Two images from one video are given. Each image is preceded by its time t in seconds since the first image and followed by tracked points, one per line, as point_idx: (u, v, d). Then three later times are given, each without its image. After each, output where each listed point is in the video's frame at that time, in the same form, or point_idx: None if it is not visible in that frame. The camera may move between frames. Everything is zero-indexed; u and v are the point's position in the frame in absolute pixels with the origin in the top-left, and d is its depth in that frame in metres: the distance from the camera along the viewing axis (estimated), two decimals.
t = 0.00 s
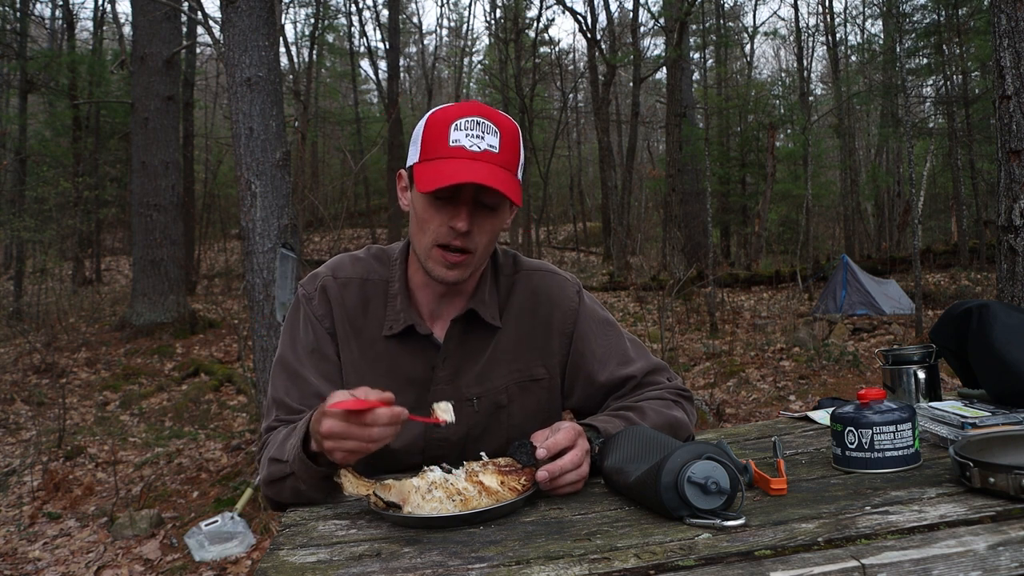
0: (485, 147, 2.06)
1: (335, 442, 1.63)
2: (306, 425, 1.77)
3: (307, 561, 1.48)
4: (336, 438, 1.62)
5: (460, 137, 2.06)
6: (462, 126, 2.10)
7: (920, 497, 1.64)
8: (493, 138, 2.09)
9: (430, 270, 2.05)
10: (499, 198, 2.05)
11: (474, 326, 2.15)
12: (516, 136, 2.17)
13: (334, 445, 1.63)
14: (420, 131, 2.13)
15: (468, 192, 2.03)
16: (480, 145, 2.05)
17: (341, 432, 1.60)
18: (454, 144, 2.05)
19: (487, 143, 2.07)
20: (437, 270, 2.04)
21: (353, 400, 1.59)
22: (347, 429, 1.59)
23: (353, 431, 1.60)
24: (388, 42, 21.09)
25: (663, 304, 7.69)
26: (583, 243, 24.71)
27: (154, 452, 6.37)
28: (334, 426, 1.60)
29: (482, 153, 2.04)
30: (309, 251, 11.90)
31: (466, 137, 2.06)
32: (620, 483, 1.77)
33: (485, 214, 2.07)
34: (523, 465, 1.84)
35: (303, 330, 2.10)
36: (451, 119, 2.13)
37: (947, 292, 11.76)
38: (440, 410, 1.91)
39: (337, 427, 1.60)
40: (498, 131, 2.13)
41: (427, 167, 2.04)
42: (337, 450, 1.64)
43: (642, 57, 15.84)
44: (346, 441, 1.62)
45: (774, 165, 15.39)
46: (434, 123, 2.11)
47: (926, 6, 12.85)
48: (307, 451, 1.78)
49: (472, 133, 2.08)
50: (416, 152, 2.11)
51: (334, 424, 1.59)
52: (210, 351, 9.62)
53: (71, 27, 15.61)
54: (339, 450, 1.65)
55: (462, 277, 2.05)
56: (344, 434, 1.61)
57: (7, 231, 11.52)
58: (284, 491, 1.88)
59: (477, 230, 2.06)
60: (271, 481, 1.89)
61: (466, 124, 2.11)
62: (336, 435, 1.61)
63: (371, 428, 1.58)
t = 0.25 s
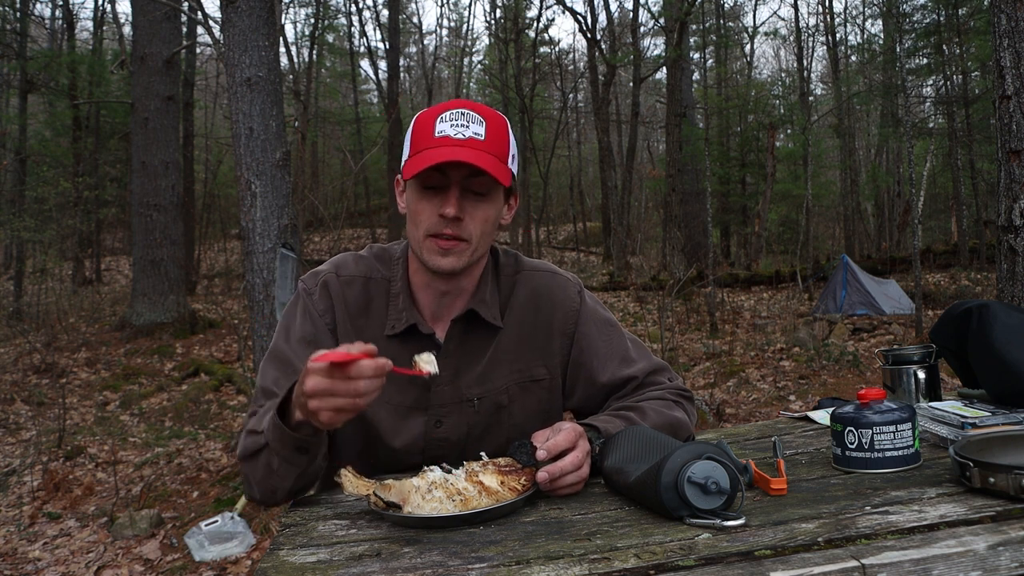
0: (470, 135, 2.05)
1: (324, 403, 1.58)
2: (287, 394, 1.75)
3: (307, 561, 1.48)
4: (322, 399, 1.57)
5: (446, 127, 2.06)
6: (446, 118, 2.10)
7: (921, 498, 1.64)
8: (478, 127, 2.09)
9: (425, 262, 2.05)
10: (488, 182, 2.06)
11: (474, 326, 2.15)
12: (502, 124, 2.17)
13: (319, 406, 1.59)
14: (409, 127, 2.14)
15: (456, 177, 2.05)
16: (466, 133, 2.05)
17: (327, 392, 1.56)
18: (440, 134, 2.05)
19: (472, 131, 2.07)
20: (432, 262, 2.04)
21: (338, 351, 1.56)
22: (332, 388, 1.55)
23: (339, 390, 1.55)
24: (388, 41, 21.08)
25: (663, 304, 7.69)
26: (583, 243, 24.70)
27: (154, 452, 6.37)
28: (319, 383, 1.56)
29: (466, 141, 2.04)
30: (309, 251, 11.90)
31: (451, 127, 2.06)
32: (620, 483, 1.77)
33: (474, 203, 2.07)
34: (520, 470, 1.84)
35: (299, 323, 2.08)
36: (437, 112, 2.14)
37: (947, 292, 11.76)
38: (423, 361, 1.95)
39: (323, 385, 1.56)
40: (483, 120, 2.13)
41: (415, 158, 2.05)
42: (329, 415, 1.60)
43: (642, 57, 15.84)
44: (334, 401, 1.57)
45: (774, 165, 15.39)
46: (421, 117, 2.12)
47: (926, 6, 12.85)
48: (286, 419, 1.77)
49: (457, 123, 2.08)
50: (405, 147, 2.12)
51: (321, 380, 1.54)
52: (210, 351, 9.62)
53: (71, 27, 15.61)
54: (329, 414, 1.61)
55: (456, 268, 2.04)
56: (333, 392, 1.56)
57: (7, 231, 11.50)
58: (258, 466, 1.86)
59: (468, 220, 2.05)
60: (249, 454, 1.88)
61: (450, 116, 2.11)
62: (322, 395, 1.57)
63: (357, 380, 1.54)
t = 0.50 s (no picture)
0: (469, 138, 2.04)
1: (325, 374, 1.56)
2: (282, 370, 1.74)
3: (307, 561, 1.48)
4: (321, 370, 1.56)
5: (444, 130, 2.05)
6: (446, 120, 2.09)
7: (921, 497, 1.64)
8: (477, 129, 2.08)
9: (424, 264, 2.04)
10: (488, 187, 2.05)
11: (475, 329, 2.15)
12: (502, 126, 2.16)
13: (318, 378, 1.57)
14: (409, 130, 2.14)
15: (455, 181, 2.04)
16: (464, 136, 2.04)
17: (326, 364, 1.54)
18: (439, 137, 2.04)
19: (471, 134, 2.06)
20: (431, 263, 2.04)
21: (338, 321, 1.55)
22: (332, 360, 1.53)
23: (338, 362, 1.54)
24: (388, 41, 21.08)
25: (663, 304, 7.69)
26: (583, 243, 24.70)
27: (154, 452, 6.37)
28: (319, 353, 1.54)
29: (465, 144, 2.03)
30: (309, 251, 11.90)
31: (450, 130, 2.05)
32: (620, 483, 1.77)
33: (474, 205, 2.06)
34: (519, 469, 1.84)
35: (297, 321, 2.06)
36: (436, 114, 2.13)
37: (947, 292, 11.76)
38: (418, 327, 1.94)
39: (323, 356, 1.54)
40: (483, 122, 2.12)
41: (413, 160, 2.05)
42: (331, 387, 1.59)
43: (642, 57, 15.83)
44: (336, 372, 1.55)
45: (774, 165, 15.39)
46: (420, 121, 2.11)
47: (926, 6, 12.84)
48: (279, 395, 1.76)
49: (455, 126, 2.07)
50: (405, 150, 2.11)
51: (321, 350, 1.52)
52: (210, 351, 9.62)
53: (71, 27, 15.60)
54: (330, 386, 1.59)
55: (455, 269, 2.04)
56: (333, 363, 1.54)
57: (7, 231, 11.50)
58: (248, 446, 1.85)
59: (467, 222, 2.05)
60: (239, 433, 1.88)
61: (450, 117, 2.10)
62: (321, 367, 1.55)
63: (357, 350, 1.53)
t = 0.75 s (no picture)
0: (474, 139, 2.05)
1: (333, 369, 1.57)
2: (288, 366, 1.74)
3: (307, 561, 1.48)
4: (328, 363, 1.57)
5: (449, 131, 2.06)
6: (451, 120, 2.10)
7: (921, 497, 1.64)
8: (482, 131, 2.09)
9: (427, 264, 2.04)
10: (491, 189, 2.05)
11: (477, 329, 2.15)
12: (507, 128, 2.16)
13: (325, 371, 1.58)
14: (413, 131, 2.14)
15: (459, 182, 2.04)
16: (469, 137, 2.05)
17: (333, 357, 1.55)
18: (443, 138, 2.05)
19: (476, 135, 2.06)
20: (433, 263, 2.04)
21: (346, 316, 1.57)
22: (339, 354, 1.55)
23: (344, 355, 1.55)
24: (388, 41, 21.07)
25: (663, 304, 7.70)
26: (583, 243, 24.70)
27: (154, 452, 6.37)
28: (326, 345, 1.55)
29: (469, 144, 2.03)
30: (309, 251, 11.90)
31: (454, 131, 2.06)
32: (620, 483, 1.77)
33: (477, 207, 2.06)
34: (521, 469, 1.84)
35: (299, 320, 2.06)
36: (441, 115, 2.14)
37: (947, 292, 11.76)
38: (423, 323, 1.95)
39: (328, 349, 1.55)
40: (487, 124, 2.12)
41: (418, 162, 2.05)
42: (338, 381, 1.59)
43: (642, 57, 15.83)
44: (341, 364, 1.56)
45: (774, 165, 15.40)
46: (424, 122, 2.12)
47: (926, 6, 12.84)
48: (285, 392, 1.76)
49: (461, 127, 2.08)
50: (409, 150, 2.12)
51: (329, 342, 1.53)
52: (210, 351, 9.62)
53: (71, 27, 15.60)
54: (337, 380, 1.60)
55: (457, 270, 2.04)
56: (340, 357, 1.55)
57: (7, 230, 11.49)
58: (254, 444, 1.85)
59: (470, 223, 2.05)
60: (245, 432, 1.88)
61: (455, 118, 2.11)
62: (326, 361, 1.57)
63: (364, 343, 1.54)
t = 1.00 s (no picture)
0: (463, 137, 2.06)
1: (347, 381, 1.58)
2: (303, 375, 1.75)
3: (307, 561, 1.48)
4: (341, 374, 1.57)
5: (438, 130, 2.07)
6: (439, 118, 2.11)
7: (921, 498, 1.64)
8: (470, 127, 2.10)
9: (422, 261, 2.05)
10: (483, 186, 2.05)
11: (475, 323, 2.18)
12: (495, 123, 2.17)
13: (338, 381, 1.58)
14: (400, 132, 2.15)
15: (451, 180, 2.03)
16: (459, 136, 2.06)
17: (348, 368, 1.56)
18: (432, 137, 2.06)
19: (465, 133, 2.07)
20: (430, 261, 2.04)
21: (361, 328, 1.58)
22: (352, 365, 1.55)
23: (356, 367, 1.56)
24: (388, 41, 21.06)
25: (663, 304, 7.69)
26: (583, 243, 24.70)
27: (154, 452, 6.37)
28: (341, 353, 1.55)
29: (460, 143, 2.04)
30: (309, 251, 11.91)
31: (444, 129, 2.07)
32: (620, 483, 1.77)
33: (471, 204, 2.05)
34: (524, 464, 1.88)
35: (297, 323, 2.06)
36: (428, 112, 2.14)
37: (947, 292, 11.76)
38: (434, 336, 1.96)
39: (343, 359, 1.56)
40: (475, 119, 2.13)
41: (410, 162, 2.06)
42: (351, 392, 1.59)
43: (642, 57, 15.83)
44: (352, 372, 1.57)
45: (774, 165, 15.40)
46: (412, 122, 2.12)
47: (926, 6, 12.84)
48: (301, 401, 1.76)
49: (449, 125, 2.09)
50: (398, 149, 2.12)
51: (344, 352, 1.54)
52: (210, 351, 9.62)
53: (71, 27, 15.61)
54: (349, 390, 1.59)
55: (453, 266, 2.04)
56: (354, 369, 1.56)
57: (7, 231, 11.49)
58: (269, 453, 1.84)
59: (465, 220, 2.05)
60: (257, 442, 1.86)
61: (442, 116, 2.12)
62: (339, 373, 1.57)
63: (378, 356, 1.54)
